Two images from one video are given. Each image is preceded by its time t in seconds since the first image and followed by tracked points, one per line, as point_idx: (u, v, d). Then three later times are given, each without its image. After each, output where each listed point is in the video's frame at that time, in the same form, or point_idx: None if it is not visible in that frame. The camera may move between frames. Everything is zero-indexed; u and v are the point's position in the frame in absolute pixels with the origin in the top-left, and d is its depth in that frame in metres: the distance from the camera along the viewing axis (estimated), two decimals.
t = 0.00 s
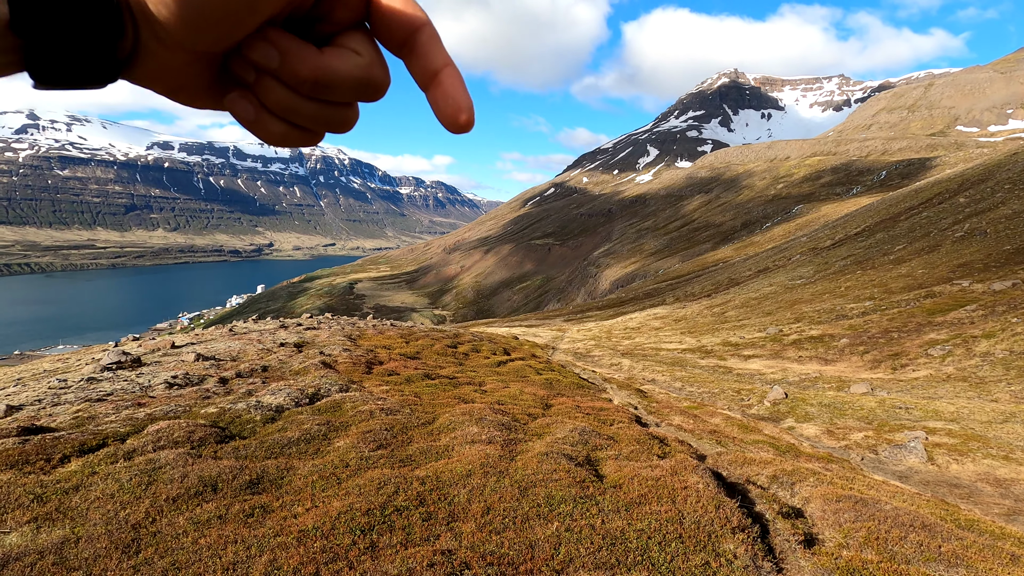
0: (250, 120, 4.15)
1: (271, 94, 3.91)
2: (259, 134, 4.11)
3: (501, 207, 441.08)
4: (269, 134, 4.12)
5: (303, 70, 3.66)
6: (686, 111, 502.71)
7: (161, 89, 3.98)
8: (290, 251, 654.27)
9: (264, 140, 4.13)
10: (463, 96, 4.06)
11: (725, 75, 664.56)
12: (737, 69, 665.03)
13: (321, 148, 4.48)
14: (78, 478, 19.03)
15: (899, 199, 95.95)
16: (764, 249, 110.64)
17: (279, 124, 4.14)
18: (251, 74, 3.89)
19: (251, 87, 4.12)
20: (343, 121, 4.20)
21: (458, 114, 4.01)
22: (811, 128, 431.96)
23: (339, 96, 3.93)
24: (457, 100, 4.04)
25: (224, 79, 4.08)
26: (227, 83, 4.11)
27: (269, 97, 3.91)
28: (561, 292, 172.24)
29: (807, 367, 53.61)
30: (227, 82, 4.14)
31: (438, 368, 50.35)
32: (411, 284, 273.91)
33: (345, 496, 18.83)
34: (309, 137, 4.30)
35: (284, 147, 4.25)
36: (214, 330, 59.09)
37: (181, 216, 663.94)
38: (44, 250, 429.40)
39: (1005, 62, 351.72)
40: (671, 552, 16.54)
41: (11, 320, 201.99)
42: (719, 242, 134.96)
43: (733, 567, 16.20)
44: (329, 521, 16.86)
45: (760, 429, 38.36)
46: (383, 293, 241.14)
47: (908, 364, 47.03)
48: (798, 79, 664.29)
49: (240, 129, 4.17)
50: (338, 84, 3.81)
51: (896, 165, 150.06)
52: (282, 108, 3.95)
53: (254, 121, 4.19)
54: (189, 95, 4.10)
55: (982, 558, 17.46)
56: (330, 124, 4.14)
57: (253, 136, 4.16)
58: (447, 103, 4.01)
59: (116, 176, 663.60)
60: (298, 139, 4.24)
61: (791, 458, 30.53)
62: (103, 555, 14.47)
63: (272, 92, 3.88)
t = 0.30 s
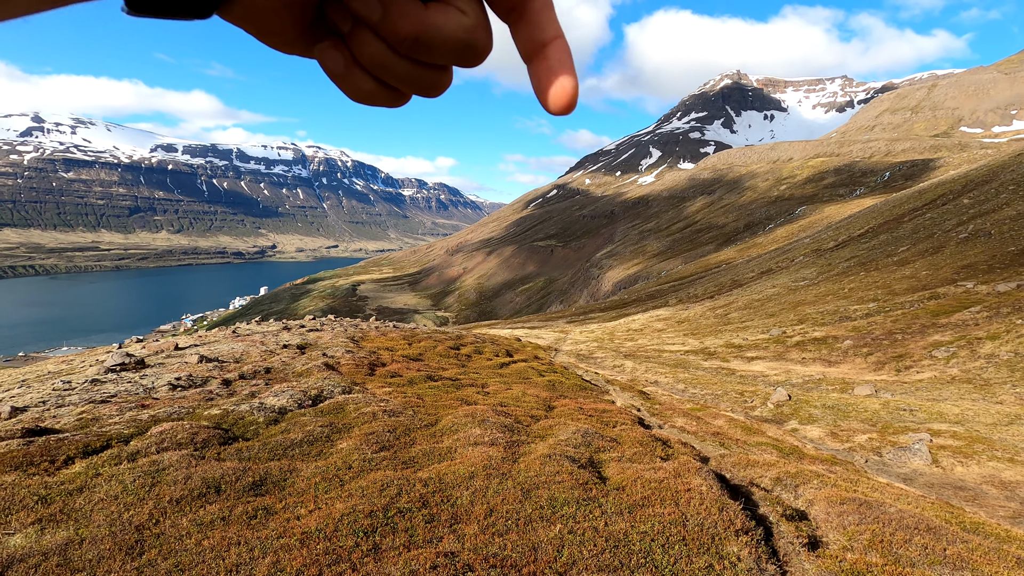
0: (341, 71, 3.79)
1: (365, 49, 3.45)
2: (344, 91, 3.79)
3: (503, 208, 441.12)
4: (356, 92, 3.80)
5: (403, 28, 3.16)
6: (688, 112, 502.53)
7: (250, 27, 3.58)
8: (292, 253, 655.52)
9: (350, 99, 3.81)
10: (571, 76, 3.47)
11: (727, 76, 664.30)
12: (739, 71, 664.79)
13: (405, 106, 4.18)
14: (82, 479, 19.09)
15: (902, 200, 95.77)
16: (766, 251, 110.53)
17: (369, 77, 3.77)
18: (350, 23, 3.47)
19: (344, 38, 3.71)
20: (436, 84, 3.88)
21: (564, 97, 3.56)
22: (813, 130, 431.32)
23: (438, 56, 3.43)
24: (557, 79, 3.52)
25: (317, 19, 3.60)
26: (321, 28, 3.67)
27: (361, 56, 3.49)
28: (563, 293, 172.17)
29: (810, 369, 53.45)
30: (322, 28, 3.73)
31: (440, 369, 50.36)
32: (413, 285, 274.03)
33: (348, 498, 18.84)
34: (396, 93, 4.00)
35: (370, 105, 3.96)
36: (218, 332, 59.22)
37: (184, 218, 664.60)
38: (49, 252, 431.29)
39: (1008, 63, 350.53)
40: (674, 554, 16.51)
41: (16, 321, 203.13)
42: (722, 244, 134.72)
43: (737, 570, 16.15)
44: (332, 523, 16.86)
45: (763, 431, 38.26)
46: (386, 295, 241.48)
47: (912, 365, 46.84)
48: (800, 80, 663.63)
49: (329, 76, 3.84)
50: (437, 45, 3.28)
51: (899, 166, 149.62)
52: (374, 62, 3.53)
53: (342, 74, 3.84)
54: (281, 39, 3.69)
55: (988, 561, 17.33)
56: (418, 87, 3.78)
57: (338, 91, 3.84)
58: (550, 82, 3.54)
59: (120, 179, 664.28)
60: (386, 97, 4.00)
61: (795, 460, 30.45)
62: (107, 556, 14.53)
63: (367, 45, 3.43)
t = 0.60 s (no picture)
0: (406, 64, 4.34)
1: (431, 32, 4.01)
2: (409, 76, 4.35)
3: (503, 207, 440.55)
4: (419, 79, 4.36)
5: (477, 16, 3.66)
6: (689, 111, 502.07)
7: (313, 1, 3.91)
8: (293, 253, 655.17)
9: (413, 85, 4.36)
10: (656, 80, 3.90)
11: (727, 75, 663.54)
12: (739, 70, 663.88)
13: (465, 95, 4.77)
14: (83, 480, 19.08)
15: (903, 198, 95.51)
16: (767, 249, 110.42)
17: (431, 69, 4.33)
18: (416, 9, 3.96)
19: (408, 22, 4.26)
20: (501, 75, 4.46)
21: (634, 94, 4.12)
22: (814, 128, 430.50)
23: (505, 49, 4.01)
24: (635, 75, 4.05)
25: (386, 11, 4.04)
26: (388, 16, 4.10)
27: (429, 37, 4.03)
28: (564, 293, 172.08)
29: (811, 367, 53.41)
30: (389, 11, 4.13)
31: (441, 369, 50.36)
32: (414, 285, 273.98)
33: (350, 497, 18.86)
34: (458, 83, 4.60)
35: (431, 94, 4.55)
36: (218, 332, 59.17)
37: (185, 218, 664.41)
38: (50, 253, 431.52)
39: (1009, 61, 349.61)
40: (675, 553, 16.50)
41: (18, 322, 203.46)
42: (722, 242, 134.49)
43: (739, 568, 16.09)
44: (333, 522, 16.89)
45: (764, 429, 38.25)
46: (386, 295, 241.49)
47: (913, 363, 46.80)
48: (801, 78, 662.54)
49: (393, 61, 4.36)
50: (506, 34, 3.84)
51: (900, 164, 149.19)
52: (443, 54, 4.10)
53: (405, 58, 4.38)
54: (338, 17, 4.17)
55: (990, 559, 17.32)
56: (484, 78, 4.37)
57: (401, 73, 4.38)
58: (626, 78, 4.09)
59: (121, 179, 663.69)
60: (449, 88, 4.60)
61: (796, 458, 30.42)
62: (109, 557, 14.54)
63: (433, 31, 3.98)
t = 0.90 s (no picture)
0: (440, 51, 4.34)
1: (471, 18, 3.99)
2: (445, 63, 4.39)
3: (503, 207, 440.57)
4: (455, 68, 4.42)
5: None
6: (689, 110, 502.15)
7: None
8: (293, 253, 655.38)
9: (450, 73, 4.42)
10: (703, 71, 3.68)
11: (727, 74, 663.61)
12: (739, 69, 663.92)
13: (501, 84, 4.82)
14: (83, 480, 19.09)
15: (903, 197, 95.54)
16: (767, 248, 110.57)
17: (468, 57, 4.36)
18: None
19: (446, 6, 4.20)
20: (542, 62, 4.51)
21: (678, 86, 4.00)
22: (814, 127, 430.21)
23: (547, 32, 4.01)
24: (682, 65, 3.90)
25: None
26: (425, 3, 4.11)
27: (467, 25, 4.03)
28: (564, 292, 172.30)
29: (811, 367, 53.39)
30: None
31: (441, 368, 50.40)
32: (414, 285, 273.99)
33: (350, 497, 18.85)
34: (495, 74, 4.68)
35: (467, 81, 4.62)
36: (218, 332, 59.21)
37: (185, 218, 664.42)
38: (50, 253, 432.13)
39: (1010, 60, 349.18)
40: (675, 552, 16.50)
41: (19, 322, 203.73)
42: (722, 241, 134.59)
43: (739, 567, 16.11)
44: (334, 522, 16.86)
45: (764, 428, 38.27)
46: (387, 295, 241.70)
47: (913, 362, 46.81)
48: (801, 77, 662.55)
49: (428, 52, 4.36)
50: (550, 18, 3.84)
51: (899, 163, 149.18)
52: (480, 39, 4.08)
53: (440, 47, 4.37)
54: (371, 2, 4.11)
55: (990, 558, 17.34)
56: (521, 65, 4.41)
57: (438, 62, 4.40)
58: (671, 68, 3.98)
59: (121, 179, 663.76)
60: (486, 76, 4.66)
61: (796, 457, 30.46)
62: (110, 556, 14.56)
63: (474, 17, 3.97)
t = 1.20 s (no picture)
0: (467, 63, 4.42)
1: (498, 33, 4.10)
2: (471, 80, 4.50)
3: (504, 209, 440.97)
4: (481, 84, 4.52)
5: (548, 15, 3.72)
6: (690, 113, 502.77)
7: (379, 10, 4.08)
8: (293, 255, 655.52)
9: (476, 89, 4.53)
10: (733, 92, 3.75)
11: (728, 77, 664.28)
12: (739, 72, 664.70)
13: (526, 104, 4.88)
14: (84, 482, 19.10)
15: (905, 200, 95.46)
16: (768, 251, 110.50)
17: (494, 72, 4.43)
18: (483, 6, 4.09)
19: (474, 23, 4.32)
20: (569, 82, 4.53)
21: (708, 107, 4.11)
22: (815, 128, 430.12)
23: (575, 53, 4.10)
24: (711, 85, 4.02)
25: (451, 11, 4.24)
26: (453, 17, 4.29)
27: (494, 40, 4.13)
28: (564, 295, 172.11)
29: (813, 370, 53.27)
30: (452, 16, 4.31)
31: (442, 371, 50.37)
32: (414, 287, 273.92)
33: (350, 500, 18.81)
34: (522, 91, 4.71)
35: (492, 99, 4.69)
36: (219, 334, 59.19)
37: (186, 220, 664.75)
38: (52, 255, 432.45)
39: (1011, 63, 349.13)
40: (676, 555, 16.48)
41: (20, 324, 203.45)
42: (723, 244, 134.50)
43: (740, 571, 16.12)
44: (334, 525, 16.86)
45: (765, 431, 38.18)
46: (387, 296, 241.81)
47: (914, 366, 46.73)
48: (801, 80, 662.87)
49: (456, 66, 4.47)
50: (577, 36, 3.89)
51: (900, 166, 149.06)
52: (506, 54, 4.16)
53: (468, 63, 4.48)
54: (405, 22, 4.21)
55: (992, 562, 17.29)
56: (549, 84, 4.44)
57: (465, 78, 4.52)
58: (698, 88, 4.12)
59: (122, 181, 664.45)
60: (511, 95, 4.71)
61: (797, 460, 30.41)
62: (109, 559, 14.55)
63: (500, 33, 4.08)
